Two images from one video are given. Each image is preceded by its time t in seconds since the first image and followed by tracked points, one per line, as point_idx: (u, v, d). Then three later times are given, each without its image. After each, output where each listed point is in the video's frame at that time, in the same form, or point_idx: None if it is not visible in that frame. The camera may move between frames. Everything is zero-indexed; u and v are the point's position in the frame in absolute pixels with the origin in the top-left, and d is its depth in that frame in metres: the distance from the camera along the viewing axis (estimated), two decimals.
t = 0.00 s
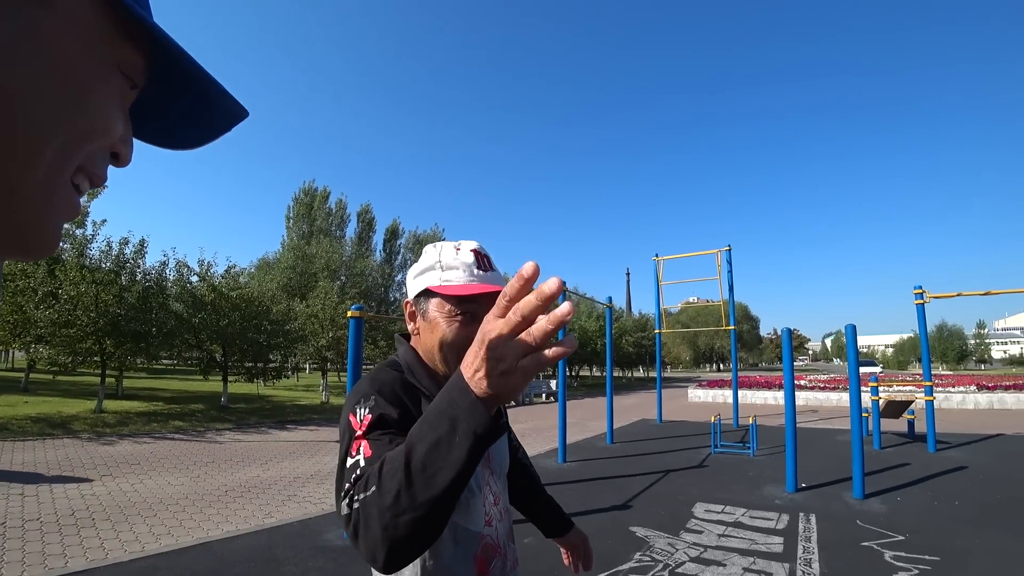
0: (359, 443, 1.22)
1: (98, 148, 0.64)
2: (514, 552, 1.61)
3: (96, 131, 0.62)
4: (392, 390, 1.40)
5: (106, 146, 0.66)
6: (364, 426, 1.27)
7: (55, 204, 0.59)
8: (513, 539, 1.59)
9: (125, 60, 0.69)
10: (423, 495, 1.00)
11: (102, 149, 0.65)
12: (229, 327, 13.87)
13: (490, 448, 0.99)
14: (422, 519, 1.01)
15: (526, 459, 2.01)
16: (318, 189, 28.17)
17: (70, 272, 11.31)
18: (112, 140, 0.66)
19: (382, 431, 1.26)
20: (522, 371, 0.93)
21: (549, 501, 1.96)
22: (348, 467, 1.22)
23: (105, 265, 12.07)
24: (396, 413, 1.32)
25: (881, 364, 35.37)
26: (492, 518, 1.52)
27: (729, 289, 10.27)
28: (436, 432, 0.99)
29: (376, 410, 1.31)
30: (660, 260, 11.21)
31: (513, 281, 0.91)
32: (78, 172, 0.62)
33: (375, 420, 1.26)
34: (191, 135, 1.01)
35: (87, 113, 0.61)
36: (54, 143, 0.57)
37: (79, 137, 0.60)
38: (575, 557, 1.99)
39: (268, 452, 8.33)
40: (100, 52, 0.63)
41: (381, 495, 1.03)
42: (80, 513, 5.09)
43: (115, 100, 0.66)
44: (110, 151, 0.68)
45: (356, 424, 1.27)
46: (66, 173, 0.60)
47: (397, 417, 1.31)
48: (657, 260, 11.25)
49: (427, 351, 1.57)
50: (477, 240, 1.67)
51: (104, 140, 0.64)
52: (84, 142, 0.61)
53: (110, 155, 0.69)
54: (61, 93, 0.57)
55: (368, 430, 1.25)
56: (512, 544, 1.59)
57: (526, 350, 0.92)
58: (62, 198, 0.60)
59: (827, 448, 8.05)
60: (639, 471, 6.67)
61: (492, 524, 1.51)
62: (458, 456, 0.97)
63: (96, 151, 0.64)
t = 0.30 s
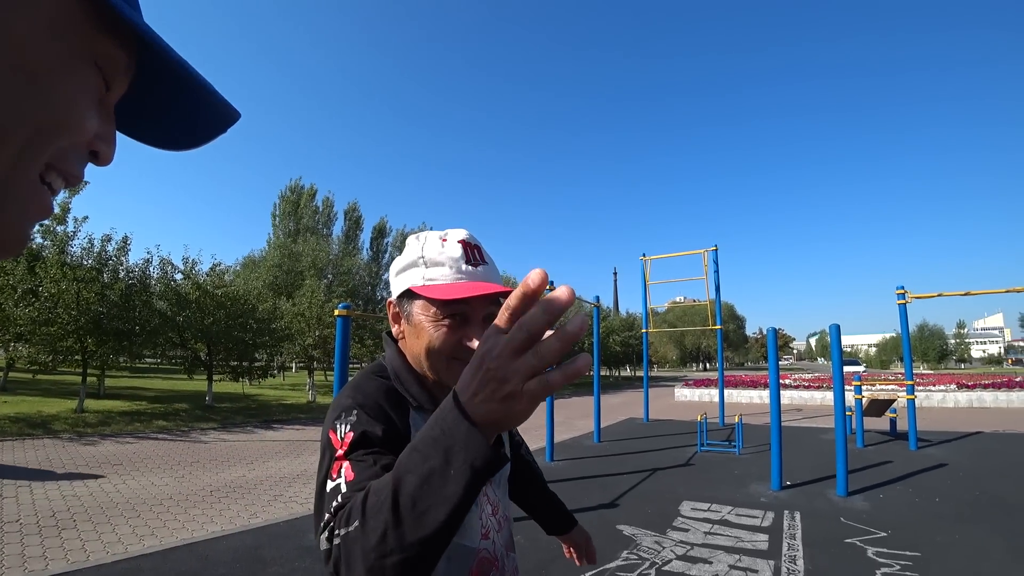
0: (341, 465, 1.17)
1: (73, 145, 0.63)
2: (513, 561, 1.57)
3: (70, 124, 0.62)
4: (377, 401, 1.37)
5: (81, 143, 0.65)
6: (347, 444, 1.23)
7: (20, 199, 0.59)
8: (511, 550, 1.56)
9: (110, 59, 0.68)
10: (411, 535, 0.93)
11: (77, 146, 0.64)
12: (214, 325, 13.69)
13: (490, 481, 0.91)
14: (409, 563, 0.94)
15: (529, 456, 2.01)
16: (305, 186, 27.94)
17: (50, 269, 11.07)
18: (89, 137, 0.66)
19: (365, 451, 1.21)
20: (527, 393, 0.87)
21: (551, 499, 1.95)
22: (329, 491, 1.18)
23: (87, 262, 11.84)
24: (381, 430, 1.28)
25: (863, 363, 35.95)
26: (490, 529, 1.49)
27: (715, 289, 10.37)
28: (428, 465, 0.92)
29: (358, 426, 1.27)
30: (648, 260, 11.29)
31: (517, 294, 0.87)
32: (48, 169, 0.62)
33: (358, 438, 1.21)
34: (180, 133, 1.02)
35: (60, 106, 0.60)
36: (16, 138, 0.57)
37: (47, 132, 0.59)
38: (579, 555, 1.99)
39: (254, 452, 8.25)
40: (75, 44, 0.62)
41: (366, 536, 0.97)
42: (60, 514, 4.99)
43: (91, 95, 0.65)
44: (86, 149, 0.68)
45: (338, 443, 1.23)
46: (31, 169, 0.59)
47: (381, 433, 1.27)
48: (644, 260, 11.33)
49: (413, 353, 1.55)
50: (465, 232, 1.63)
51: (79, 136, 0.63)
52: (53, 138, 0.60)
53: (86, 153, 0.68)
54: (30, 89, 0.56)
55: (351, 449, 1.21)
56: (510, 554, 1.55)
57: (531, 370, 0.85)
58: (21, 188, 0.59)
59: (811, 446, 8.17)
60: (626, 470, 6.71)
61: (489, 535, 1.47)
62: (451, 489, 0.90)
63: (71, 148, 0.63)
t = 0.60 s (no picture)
0: (309, 490, 1.17)
1: (62, 141, 0.62)
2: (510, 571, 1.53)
3: (59, 118, 0.61)
4: (356, 414, 1.32)
5: (70, 137, 0.64)
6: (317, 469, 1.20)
7: (12, 193, 0.59)
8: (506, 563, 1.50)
9: (97, 52, 0.68)
10: None
11: (67, 140, 0.63)
12: (204, 329, 13.57)
13: None
14: None
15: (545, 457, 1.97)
16: (295, 189, 27.80)
17: (36, 274, 10.91)
18: (78, 131, 0.65)
19: (334, 476, 1.18)
20: (503, 540, 0.81)
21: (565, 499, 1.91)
22: (297, 515, 1.17)
23: (74, 266, 11.67)
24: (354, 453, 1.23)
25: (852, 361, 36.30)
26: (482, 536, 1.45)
27: (706, 288, 10.41)
28: (390, 555, 0.91)
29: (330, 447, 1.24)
30: (638, 259, 11.30)
31: (519, 448, 0.82)
32: (38, 164, 0.61)
33: (326, 464, 1.18)
34: (171, 129, 1.01)
35: (47, 98, 0.59)
36: None
37: (33, 126, 0.59)
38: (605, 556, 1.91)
39: (246, 457, 8.18)
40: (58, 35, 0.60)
41: None
42: (51, 523, 4.92)
43: (80, 87, 0.64)
44: (75, 144, 0.67)
45: (308, 466, 1.21)
46: (19, 163, 0.58)
47: (354, 455, 1.23)
48: (635, 260, 11.34)
49: (396, 358, 1.54)
50: (441, 228, 1.62)
51: (70, 128, 0.62)
52: (40, 130, 0.59)
53: (75, 147, 0.68)
54: (18, 79, 0.55)
55: (320, 475, 1.18)
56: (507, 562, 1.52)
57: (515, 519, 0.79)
58: (9, 182, 0.58)
59: (803, 443, 8.23)
60: (620, 470, 6.72)
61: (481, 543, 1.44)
62: None
63: (61, 143, 0.62)
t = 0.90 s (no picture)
0: (296, 466, 1.13)
1: (46, 145, 0.62)
2: None
3: (45, 123, 0.61)
4: (338, 409, 1.33)
5: (55, 143, 0.64)
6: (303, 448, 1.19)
7: None
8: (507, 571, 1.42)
9: (84, 57, 0.67)
10: (339, 549, 0.87)
11: (52, 146, 0.63)
12: (201, 338, 13.51)
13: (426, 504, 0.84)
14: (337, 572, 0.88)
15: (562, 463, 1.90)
16: (290, 196, 27.78)
17: (31, 286, 10.84)
18: (63, 137, 0.65)
19: (321, 451, 1.18)
20: (477, 425, 0.75)
21: (580, 506, 1.84)
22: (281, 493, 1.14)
23: (69, 277, 11.60)
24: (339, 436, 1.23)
25: (848, 356, 36.48)
26: (480, 542, 1.38)
27: (703, 286, 10.42)
28: (362, 479, 0.85)
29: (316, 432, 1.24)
30: (635, 260, 11.32)
31: (474, 316, 0.71)
32: (21, 169, 0.61)
33: (310, 440, 1.18)
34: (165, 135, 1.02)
35: (31, 105, 0.59)
36: None
37: (17, 131, 0.58)
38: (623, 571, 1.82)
39: (245, 466, 8.14)
40: (42, 40, 0.60)
41: (296, 543, 0.91)
42: (49, 536, 4.89)
43: (65, 93, 0.64)
44: (61, 150, 0.66)
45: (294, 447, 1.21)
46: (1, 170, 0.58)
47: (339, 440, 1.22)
48: (632, 260, 11.35)
49: (381, 363, 1.52)
50: (414, 230, 1.58)
51: (56, 134, 0.62)
52: (23, 135, 0.59)
53: (61, 153, 0.67)
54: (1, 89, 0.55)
55: (306, 452, 1.18)
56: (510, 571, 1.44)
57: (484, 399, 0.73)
58: None
59: (803, 440, 8.24)
60: (620, 470, 6.71)
61: (477, 549, 1.37)
62: (383, 510, 0.83)
63: (47, 148, 0.62)
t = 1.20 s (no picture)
0: (302, 489, 1.17)
1: (50, 162, 0.62)
2: None
3: (46, 140, 0.61)
4: (354, 418, 1.33)
5: (60, 157, 0.64)
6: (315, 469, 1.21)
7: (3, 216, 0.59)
8: None
9: (88, 72, 0.68)
10: None
11: (57, 161, 0.63)
12: (204, 345, 13.54)
13: None
14: None
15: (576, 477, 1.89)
16: (292, 202, 27.87)
17: (34, 294, 10.87)
18: (69, 151, 0.65)
19: (328, 478, 1.18)
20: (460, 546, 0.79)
21: (596, 520, 1.84)
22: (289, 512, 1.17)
23: (72, 285, 11.61)
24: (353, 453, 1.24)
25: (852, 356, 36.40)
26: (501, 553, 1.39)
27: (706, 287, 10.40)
28: (353, 556, 0.90)
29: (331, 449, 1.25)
30: (637, 262, 11.31)
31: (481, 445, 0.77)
32: (28, 184, 0.61)
33: (319, 466, 1.18)
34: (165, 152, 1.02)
35: (36, 119, 0.59)
36: None
37: (23, 147, 0.59)
38: None
39: (250, 473, 8.14)
40: (44, 53, 0.59)
41: None
42: (55, 545, 4.89)
43: (67, 109, 0.64)
44: (66, 164, 0.66)
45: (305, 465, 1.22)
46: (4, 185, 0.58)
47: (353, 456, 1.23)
48: (634, 262, 11.34)
49: (404, 365, 1.52)
50: (439, 230, 1.58)
51: (60, 150, 0.62)
52: (27, 153, 0.59)
53: (66, 168, 0.67)
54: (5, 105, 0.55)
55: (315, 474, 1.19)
56: None
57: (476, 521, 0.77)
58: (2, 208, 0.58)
59: (809, 440, 8.21)
60: (626, 473, 6.69)
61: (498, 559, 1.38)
62: None
63: (51, 164, 0.63)
